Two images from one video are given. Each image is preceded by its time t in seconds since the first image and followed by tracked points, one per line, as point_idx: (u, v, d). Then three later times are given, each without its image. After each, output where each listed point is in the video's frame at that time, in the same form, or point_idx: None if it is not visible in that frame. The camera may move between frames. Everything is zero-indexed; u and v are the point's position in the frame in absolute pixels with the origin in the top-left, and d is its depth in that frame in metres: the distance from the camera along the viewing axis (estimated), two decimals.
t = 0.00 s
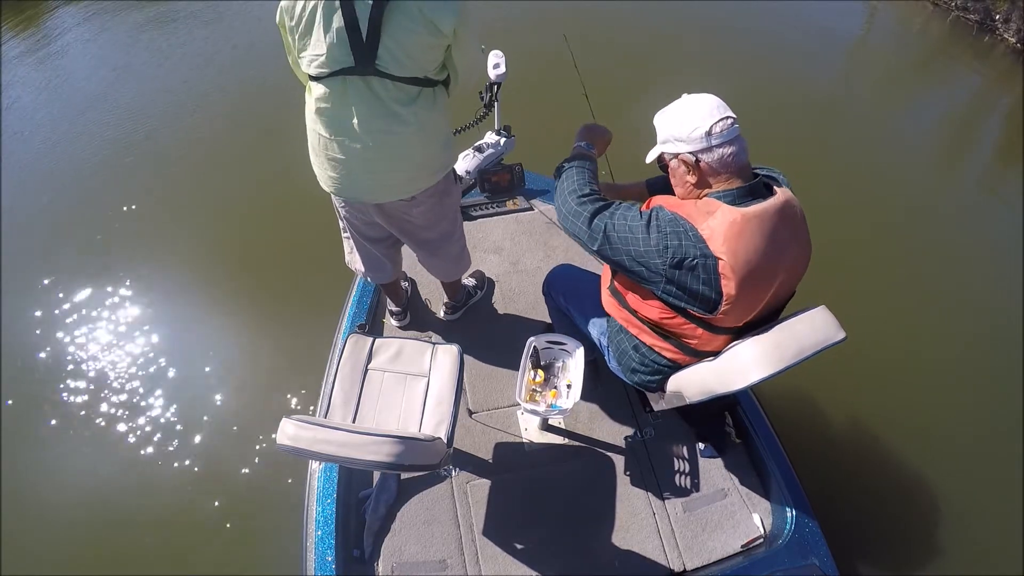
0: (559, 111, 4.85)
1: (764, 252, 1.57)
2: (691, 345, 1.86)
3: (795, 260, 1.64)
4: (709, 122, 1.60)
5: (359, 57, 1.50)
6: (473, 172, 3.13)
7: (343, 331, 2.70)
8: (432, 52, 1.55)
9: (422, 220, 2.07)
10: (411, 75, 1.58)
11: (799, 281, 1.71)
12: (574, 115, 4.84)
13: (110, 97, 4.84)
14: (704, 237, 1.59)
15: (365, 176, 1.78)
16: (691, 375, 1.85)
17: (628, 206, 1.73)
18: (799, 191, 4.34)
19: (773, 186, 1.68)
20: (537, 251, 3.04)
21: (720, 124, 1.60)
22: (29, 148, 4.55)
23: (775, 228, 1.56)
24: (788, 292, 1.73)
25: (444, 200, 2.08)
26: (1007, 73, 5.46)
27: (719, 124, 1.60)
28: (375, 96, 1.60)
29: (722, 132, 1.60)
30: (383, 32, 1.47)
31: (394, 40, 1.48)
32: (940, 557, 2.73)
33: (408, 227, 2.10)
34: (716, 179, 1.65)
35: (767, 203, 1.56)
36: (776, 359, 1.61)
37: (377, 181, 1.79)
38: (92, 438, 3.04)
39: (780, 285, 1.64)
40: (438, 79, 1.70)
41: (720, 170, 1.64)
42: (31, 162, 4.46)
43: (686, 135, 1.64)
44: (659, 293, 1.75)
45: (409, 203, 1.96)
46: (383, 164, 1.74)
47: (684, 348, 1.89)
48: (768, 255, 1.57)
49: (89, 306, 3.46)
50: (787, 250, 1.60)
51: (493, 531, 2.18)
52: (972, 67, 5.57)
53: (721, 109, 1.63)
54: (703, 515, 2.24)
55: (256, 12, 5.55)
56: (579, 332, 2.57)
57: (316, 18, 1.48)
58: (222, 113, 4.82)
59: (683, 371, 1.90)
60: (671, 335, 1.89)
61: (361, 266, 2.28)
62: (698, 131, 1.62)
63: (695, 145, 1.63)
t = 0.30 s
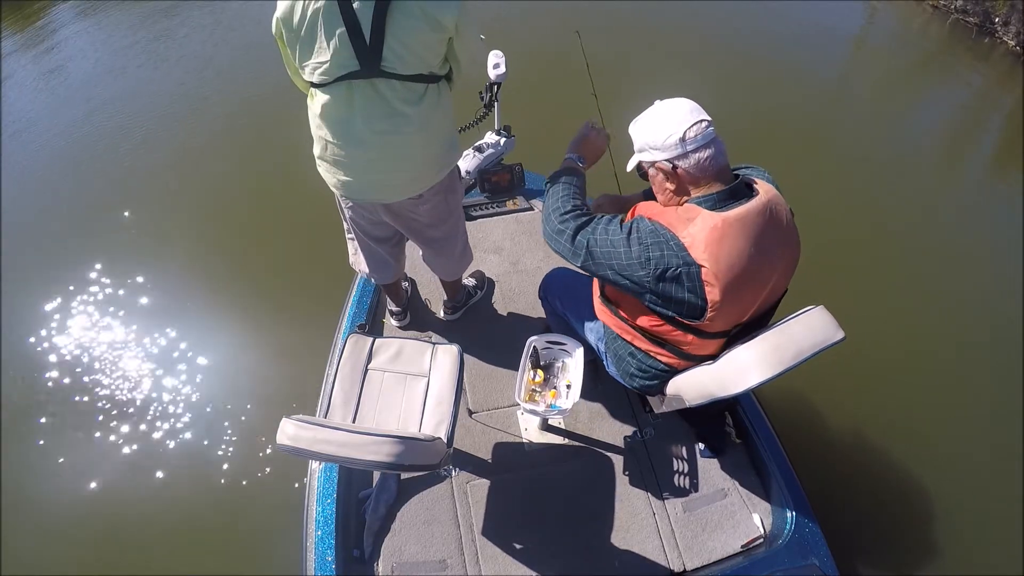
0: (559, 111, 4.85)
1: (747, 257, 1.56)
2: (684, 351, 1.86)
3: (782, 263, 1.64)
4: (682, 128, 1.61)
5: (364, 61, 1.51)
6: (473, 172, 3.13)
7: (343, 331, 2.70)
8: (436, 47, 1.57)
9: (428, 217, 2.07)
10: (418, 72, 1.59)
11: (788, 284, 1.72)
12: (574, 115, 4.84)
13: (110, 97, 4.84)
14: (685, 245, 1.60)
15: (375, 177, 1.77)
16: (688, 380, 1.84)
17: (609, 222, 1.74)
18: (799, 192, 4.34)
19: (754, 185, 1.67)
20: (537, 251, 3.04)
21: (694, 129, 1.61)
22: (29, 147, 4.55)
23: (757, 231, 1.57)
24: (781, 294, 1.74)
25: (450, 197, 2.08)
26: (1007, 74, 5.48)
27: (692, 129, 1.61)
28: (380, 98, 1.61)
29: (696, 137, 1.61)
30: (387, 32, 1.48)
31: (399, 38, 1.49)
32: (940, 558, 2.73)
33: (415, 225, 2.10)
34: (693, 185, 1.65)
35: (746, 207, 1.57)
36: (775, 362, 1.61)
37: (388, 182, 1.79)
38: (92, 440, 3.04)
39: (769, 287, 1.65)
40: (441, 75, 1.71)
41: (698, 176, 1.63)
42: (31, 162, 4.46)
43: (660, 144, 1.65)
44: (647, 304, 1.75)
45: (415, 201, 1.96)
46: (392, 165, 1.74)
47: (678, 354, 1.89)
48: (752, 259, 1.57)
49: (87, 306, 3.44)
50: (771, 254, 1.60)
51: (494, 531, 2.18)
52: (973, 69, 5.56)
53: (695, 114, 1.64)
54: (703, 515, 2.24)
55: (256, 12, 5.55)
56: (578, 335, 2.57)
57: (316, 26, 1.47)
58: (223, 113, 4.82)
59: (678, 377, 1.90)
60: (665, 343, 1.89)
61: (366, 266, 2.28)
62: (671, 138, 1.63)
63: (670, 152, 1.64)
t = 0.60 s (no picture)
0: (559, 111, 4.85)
1: (745, 262, 1.57)
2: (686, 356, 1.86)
3: (780, 266, 1.64)
4: (681, 134, 1.61)
5: (363, 64, 1.51)
6: (472, 172, 3.15)
7: (343, 331, 2.70)
8: (433, 46, 1.56)
9: (428, 218, 2.07)
10: (416, 72, 1.59)
11: (789, 285, 1.72)
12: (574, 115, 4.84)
13: (110, 96, 4.85)
14: (683, 253, 1.60)
15: (378, 179, 1.77)
16: (695, 384, 1.85)
17: (600, 278, 1.73)
18: (799, 192, 4.34)
19: (750, 189, 1.68)
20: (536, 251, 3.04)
21: (693, 134, 1.61)
22: (28, 146, 4.55)
23: (755, 237, 1.57)
24: (783, 295, 1.74)
25: (449, 197, 2.08)
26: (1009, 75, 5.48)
27: (692, 134, 1.61)
28: (380, 101, 1.61)
29: (695, 142, 1.61)
30: (383, 33, 1.48)
31: (396, 39, 1.49)
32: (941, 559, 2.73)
33: (415, 226, 2.10)
34: (691, 191, 1.66)
35: (743, 213, 1.58)
36: (780, 363, 1.60)
37: (391, 183, 1.79)
38: (93, 439, 3.04)
39: (770, 289, 1.65)
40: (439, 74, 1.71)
41: (696, 181, 1.64)
42: (30, 161, 4.46)
43: (659, 150, 1.64)
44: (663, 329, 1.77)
45: (415, 201, 1.96)
46: (394, 167, 1.75)
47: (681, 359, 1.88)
48: (750, 263, 1.57)
49: (86, 305, 3.44)
50: (769, 257, 1.60)
51: (494, 531, 2.18)
52: (973, 70, 5.56)
53: (693, 118, 1.64)
54: (703, 515, 2.24)
55: (257, 11, 5.55)
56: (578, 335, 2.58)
57: (312, 31, 1.47)
58: (223, 112, 4.82)
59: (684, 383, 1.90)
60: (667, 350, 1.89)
61: (366, 266, 2.28)
62: (670, 144, 1.62)
63: (669, 158, 1.63)
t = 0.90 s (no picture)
0: (559, 111, 4.85)
1: (748, 267, 1.56)
2: (689, 361, 1.86)
3: (783, 269, 1.64)
4: (688, 140, 1.60)
5: (359, 67, 1.51)
6: (472, 172, 3.16)
7: (343, 331, 2.70)
8: (429, 49, 1.57)
9: (428, 219, 2.07)
10: (413, 74, 1.59)
11: (792, 285, 1.71)
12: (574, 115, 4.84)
13: (110, 97, 4.86)
14: (686, 261, 1.60)
15: (379, 182, 1.78)
16: (700, 387, 1.85)
17: (603, 286, 1.75)
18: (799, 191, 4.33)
19: (754, 194, 1.68)
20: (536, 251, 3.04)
21: (699, 141, 1.60)
22: (27, 146, 4.56)
23: (757, 242, 1.57)
24: (786, 296, 1.74)
25: (448, 198, 2.08)
26: (1011, 73, 5.47)
27: (698, 141, 1.60)
28: (378, 103, 1.61)
29: (701, 150, 1.60)
30: (379, 36, 1.48)
31: (392, 42, 1.49)
32: (941, 559, 2.73)
33: (415, 227, 2.10)
34: (694, 198, 1.67)
35: (745, 218, 1.57)
36: (786, 364, 1.60)
37: (392, 185, 1.80)
38: (94, 439, 3.05)
39: (773, 291, 1.65)
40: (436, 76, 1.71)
41: (701, 188, 1.65)
42: (31, 162, 4.47)
43: (663, 157, 1.63)
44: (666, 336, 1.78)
45: (414, 202, 1.96)
46: (394, 169, 1.75)
47: (685, 364, 1.89)
48: (753, 268, 1.57)
49: (86, 305, 3.45)
50: (772, 260, 1.60)
51: (494, 531, 2.18)
52: (975, 69, 5.55)
53: (697, 124, 1.63)
54: (703, 515, 2.24)
55: (257, 12, 5.57)
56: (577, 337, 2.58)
57: (307, 36, 1.47)
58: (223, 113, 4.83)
59: (690, 388, 1.90)
60: (670, 356, 1.89)
61: (365, 266, 2.28)
62: (676, 151, 1.61)
63: (674, 166, 1.63)
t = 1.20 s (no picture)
0: (560, 111, 4.86)
1: (749, 270, 1.57)
2: (689, 362, 1.86)
3: (784, 272, 1.64)
4: (694, 143, 1.60)
5: (360, 69, 1.50)
6: (472, 172, 3.17)
7: (343, 331, 2.70)
8: (429, 49, 1.56)
9: (428, 220, 2.07)
10: (413, 75, 1.59)
11: (792, 286, 1.70)
12: (574, 115, 4.84)
13: (111, 97, 4.87)
14: (686, 264, 1.59)
15: (380, 182, 1.78)
16: (699, 387, 1.85)
17: (603, 286, 1.74)
18: (800, 191, 4.33)
19: (757, 198, 1.68)
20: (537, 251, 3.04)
21: (705, 144, 1.60)
22: (27, 146, 4.56)
23: (758, 245, 1.58)
24: (787, 297, 1.74)
25: (448, 198, 2.08)
26: (1013, 73, 5.46)
27: (704, 144, 1.60)
28: (378, 104, 1.61)
29: (706, 153, 1.60)
30: (380, 38, 1.47)
31: (392, 43, 1.49)
32: (942, 560, 2.73)
33: (415, 228, 2.10)
34: (697, 201, 1.67)
35: (746, 221, 1.58)
36: (786, 366, 1.60)
37: (393, 185, 1.80)
38: (95, 439, 3.05)
39: (773, 293, 1.64)
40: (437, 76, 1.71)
41: (704, 191, 1.65)
42: (32, 162, 4.46)
43: (667, 160, 1.63)
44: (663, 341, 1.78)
45: (414, 203, 1.96)
46: (395, 169, 1.75)
47: (685, 365, 1.89)
48: (753, 271, 1.57)
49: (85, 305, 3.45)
50: (773, 262, 1.60)
51: (494, 531, 2.18)
52: (977, 69, 5.55)
53: (701, 127, 1.63)
54: (703, 515, 2.24)
55: (258, 13, 5.57)
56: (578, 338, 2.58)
57: (307, 38, 1.47)
58: (224, 113, 4.83)
59: (690, 389, 1.90)
60: (670, 357, 1.89)
61: (366, 267, 2.28)
62: (681, 154, 1.61)
63: (678, 169, 1.63)
